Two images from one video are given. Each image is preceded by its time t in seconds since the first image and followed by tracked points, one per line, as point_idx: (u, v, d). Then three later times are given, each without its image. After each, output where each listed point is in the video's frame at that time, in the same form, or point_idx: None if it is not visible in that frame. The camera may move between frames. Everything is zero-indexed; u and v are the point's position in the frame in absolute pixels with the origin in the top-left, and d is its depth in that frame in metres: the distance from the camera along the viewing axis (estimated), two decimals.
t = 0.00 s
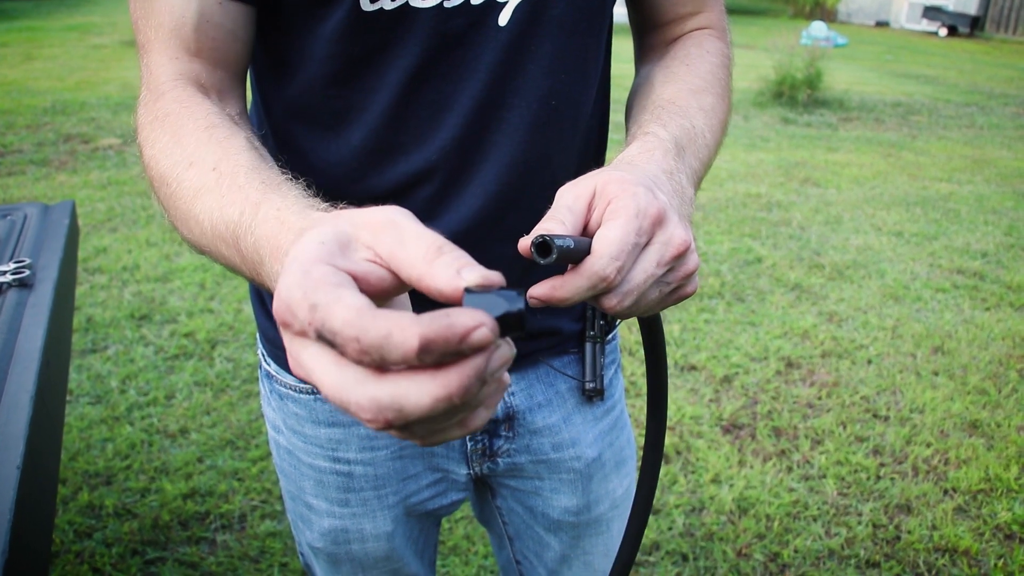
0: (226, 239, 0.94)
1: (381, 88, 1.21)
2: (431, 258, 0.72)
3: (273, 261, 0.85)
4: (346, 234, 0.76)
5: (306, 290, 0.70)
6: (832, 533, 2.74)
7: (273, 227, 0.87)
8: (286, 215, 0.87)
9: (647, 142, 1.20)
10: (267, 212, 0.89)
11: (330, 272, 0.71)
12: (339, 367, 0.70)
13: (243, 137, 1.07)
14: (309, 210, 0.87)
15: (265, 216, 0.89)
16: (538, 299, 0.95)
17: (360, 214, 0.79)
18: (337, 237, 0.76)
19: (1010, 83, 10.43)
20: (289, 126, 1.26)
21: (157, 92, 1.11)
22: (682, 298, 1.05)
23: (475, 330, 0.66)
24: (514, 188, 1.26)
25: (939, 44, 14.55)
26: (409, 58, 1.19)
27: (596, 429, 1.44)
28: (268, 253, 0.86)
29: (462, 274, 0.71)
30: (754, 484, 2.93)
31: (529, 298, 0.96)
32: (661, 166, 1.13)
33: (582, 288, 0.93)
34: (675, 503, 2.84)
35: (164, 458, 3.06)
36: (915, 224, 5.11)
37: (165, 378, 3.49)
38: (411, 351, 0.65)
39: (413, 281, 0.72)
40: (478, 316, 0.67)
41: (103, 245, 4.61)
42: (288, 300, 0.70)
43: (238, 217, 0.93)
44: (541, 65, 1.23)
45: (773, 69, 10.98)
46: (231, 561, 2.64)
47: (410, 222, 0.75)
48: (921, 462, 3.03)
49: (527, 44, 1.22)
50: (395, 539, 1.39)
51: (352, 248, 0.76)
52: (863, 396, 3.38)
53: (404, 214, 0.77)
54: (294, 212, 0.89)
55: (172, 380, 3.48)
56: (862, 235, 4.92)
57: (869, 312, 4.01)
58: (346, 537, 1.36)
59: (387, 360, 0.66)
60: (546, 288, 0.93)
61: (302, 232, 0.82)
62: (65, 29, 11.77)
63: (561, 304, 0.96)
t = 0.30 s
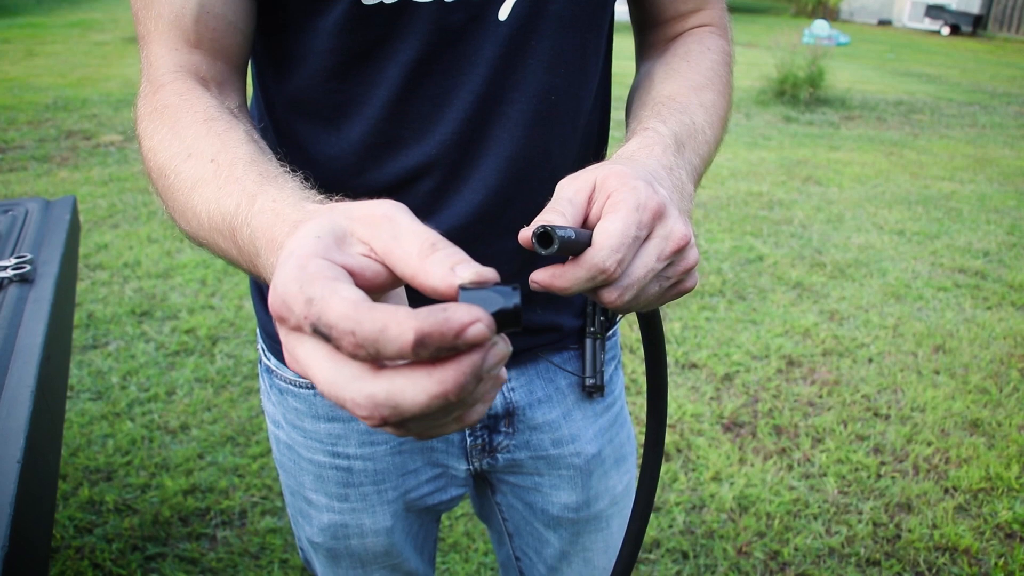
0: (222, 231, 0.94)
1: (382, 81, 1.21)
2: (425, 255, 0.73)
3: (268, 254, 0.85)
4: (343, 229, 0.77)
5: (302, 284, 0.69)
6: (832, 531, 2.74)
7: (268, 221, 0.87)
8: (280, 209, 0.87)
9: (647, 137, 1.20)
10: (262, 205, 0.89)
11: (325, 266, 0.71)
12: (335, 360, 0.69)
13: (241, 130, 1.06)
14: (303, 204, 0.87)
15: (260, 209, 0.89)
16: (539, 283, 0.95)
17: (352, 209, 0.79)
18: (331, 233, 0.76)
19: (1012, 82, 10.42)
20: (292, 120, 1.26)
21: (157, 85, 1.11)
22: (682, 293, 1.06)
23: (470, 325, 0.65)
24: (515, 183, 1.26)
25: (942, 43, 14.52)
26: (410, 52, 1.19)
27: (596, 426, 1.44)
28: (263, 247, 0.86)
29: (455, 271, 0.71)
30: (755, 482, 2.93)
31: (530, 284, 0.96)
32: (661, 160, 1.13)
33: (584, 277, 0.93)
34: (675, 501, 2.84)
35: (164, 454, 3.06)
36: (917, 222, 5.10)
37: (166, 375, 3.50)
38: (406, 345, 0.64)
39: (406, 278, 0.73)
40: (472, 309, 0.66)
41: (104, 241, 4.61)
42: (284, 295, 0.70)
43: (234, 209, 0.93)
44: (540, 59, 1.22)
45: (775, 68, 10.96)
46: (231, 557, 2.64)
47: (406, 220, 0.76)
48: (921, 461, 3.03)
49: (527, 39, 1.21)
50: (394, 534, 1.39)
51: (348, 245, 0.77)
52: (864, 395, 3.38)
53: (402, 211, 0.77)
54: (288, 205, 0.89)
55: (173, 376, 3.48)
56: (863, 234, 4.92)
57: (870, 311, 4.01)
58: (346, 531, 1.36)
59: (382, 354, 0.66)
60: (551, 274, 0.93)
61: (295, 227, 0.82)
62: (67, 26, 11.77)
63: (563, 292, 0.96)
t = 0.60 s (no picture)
0: (198, 235, 0.99)
1: (379, 79, 1.20)
2: (430, 288, 0.76)
3: (246, 266, 0.90)
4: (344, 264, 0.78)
5: (346, 336, 0.72)
6: (832, 529, 2.74)
7: (245, 233, 0.91)
8: (257, 223, 0.91)
9: (660, 136, 1.19)
10: (237, 218, 0.94)
11: (360, 315, 0.74)
12: (391, 400, 0.74)
13: (219, 133, 1.11)
14: (280, 219, 0.91)
15: (236, 220, 0.94)
16: (566, 286, 0.93)
17: (348, 234, 0.80)
18: (341, 266, 0.77)
19: (1012, 81, 10.41)
20: (290, 117, 1.26)
21: (137, 81, 1.16)
22: (694, 294, 1.06)
23: (515, 356, 0.77)
24: (512, 181, 1.25)
25: (942, 42, 14.52)
26: (407, 48, 1.19)
27: (595, 421, 1.43)
28: (241, 258, 0.91)
29: (463, 296, 0.74)
30: (755, 480, 2.93)
31: (557, 286, 0.94)
32: (672, 158, 1.13)
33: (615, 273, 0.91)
34: (675, 499, 2.84)
35: (164, 451, 3.06)
36: (917, 221, 5.10)
37: (166, 372, 3.50)
38: (466, 384, 0.74)
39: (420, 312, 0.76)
40: (513, 345, 0.77)
41: (104, 238, 4.60)
42: (327, 346, 0.73)
43: (210, 217, 0.97)
44: (538, 56, 1.21)
45: (775, 66, 10.96)
46: (231, 555, 2.64)
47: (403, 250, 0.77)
48: (921, 459, 3.03)
49: (525, 35, 1.20)
50: (393, 530, 1.39)
51: (353, 278, 0.77)
52: (864, 393, 3.38)
53: (391, 239, 0.79)
54: (263, 219, 0.92)
55: (173, 373, 3.48)
56: (864, 232, 4.91)
57: (870, 309, 4.01)
58: (345, 527, 1.36)
59: (447, 395, 0.74)
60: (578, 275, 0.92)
61: (280, 250, 0.85)
62: (68, 23, 11.75)
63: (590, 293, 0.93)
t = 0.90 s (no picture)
0: (210, 239, 1.06)
1: (368, 81, 1.20)
2: (432, 287, 0.85)
3: (260, 272, 0.98)
4: (354, 269, 0.88)
5: (357, 334, 0.83)
6: (832, 528, 2.74)
7: (256, 240, 0.99)
8: (266, 231, 0.99)
9: (659, 138, 1.19)
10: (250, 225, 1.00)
11: (368, 314, 0.84)
12: (406, 387, 0.85)
13: (224, 135, 1.15)
14: (291, 227, 0.98)
15: (247, 226, 1.01)
16: (563, 301, 0.95)
17: (351, 245, 0.90)
18: (347, 275, 0.88)
19: (1012, 78, 10.40)
20: (282, 120, 1.27)
21: (140, 85, 1.19)
22: (698, 299, 1.04)
23: (515, 335, 0.86)
24: (503, 182, 1.25)
25: (942, 40, 14.51)
26: (395, 50, 1.19)
27: (591, 423, 1.43)
28: (254, 265, 0.99)
29: (460, 288, 0.84)
30: (755, 479, 2.92)
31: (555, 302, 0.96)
32: (672, 161, 1.13)
33: (609, 282, 0.92)
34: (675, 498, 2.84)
35: (164, 451, 3.06)
36: (917, 219, 5.09)
37: (166, 372, 3.50)
38: (472, 366, 0.83)
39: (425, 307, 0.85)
40: (514, 326, 0.86)
41: (104, 239, 4.60)
42: (342, 344, 0.84)
43: (220, 224, 1.04)
44: (527, 58, 1.21)
45: (775, 64, 10.95)
46: (231, 555, 2.64)
47: (405, 252, 0.87)
48: (921, 458, 3.03)
49: (514, 37, 1.20)
50: (389, 531, 1.39)
51: (363, 282, 0.88)
52: (864, 392, 3.38)
53: (395, 241, 0.89)
54: (275, 226, 0.99)
55: (173, 373, 3.48)
56: (863, 231, 4.91)
57: (870, 307, 4.00)
58: (340, 527, 1.36)
59: (453, 377, 0.83)
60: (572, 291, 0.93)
61: (296, 257, 0.93)
62: (67, 23, 11.75)
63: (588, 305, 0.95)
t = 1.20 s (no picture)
0: (198, 239, 1.05)
1: (364, 82, 1.20)
2: (432, 280, 0.85)
3: (248, 271, 0.97)
4: (350, 265, 0.88)
5: (352, 319, 0.82)
6: (832, 527, 2.74)
7: (247, 240, 0.98)
8: (257, 231, 0.98)
9: (655, 138, 1.19)
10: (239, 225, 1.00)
11: (363, 302, 0.84)
12: (398, 376, 0.84)
13: (214, 140, 1.14)
14: (282, 228, 0.98)
15: (237, 226, 1.01)
16: (544, 317, 0.96)
17: (351, 243, 0.90)
18: (344, 268, 0.87)
19: (1011, 76, 10.40)
20: (278, 122, 1.26)
21: (129, 87, 1.19)
22: (692, 303, 1.03)
23: (519, 326, 0.84)
24: (502, 182, 1.25)
25: (940, 37, 14.51)
26: (391, 50, 1.19)
27: (590, 424, 1.43)
28: (243, 264, 0.98)
29: (461, 277, 0.85)
30: (755, 478, 2.92)
31: (537, 317, 0.97)
32: (669, 161, 1.13)
33: (586, 292, 0.92)
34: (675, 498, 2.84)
35: (164, 453, 3.06)
36: (916, 218, 5.09)
37: (166, 374, 3.50)
38: (471, 353, 0.82)
39: (421, 305, 0.85)
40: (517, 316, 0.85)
41: (103, 240, 4.60)
42: (335, 331, 0.83)
43: (210, 223, 1.03)
44: (524, 59, 1.22)
45: (773, 63, 10.95)
46: (231, 557, 2.65)
47: (406, 250, 0.88)
48: (921, 456, 3.03)
49: (511, 38, 1.21)
50: (389, 533, 1.39)
51: (359, 277, 0.88)
52: (864, 390, 3.38)
53: (394, 239, 0.90)
54: (266, 226, 0.99)
55: (173, 375, 3.48)
56: (862, 229, 4.91)
57: (870, 306, 4.00)
58: (340, 530, 1.36)
59: (450, 364, 0.82)
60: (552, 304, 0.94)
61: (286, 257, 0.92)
62: (66, 24, 11.74)
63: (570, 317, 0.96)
